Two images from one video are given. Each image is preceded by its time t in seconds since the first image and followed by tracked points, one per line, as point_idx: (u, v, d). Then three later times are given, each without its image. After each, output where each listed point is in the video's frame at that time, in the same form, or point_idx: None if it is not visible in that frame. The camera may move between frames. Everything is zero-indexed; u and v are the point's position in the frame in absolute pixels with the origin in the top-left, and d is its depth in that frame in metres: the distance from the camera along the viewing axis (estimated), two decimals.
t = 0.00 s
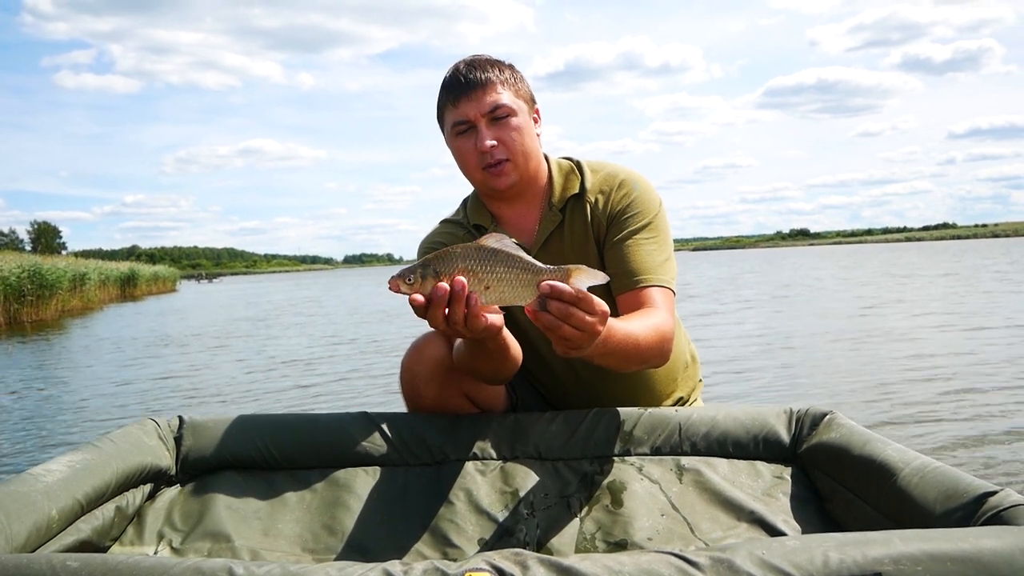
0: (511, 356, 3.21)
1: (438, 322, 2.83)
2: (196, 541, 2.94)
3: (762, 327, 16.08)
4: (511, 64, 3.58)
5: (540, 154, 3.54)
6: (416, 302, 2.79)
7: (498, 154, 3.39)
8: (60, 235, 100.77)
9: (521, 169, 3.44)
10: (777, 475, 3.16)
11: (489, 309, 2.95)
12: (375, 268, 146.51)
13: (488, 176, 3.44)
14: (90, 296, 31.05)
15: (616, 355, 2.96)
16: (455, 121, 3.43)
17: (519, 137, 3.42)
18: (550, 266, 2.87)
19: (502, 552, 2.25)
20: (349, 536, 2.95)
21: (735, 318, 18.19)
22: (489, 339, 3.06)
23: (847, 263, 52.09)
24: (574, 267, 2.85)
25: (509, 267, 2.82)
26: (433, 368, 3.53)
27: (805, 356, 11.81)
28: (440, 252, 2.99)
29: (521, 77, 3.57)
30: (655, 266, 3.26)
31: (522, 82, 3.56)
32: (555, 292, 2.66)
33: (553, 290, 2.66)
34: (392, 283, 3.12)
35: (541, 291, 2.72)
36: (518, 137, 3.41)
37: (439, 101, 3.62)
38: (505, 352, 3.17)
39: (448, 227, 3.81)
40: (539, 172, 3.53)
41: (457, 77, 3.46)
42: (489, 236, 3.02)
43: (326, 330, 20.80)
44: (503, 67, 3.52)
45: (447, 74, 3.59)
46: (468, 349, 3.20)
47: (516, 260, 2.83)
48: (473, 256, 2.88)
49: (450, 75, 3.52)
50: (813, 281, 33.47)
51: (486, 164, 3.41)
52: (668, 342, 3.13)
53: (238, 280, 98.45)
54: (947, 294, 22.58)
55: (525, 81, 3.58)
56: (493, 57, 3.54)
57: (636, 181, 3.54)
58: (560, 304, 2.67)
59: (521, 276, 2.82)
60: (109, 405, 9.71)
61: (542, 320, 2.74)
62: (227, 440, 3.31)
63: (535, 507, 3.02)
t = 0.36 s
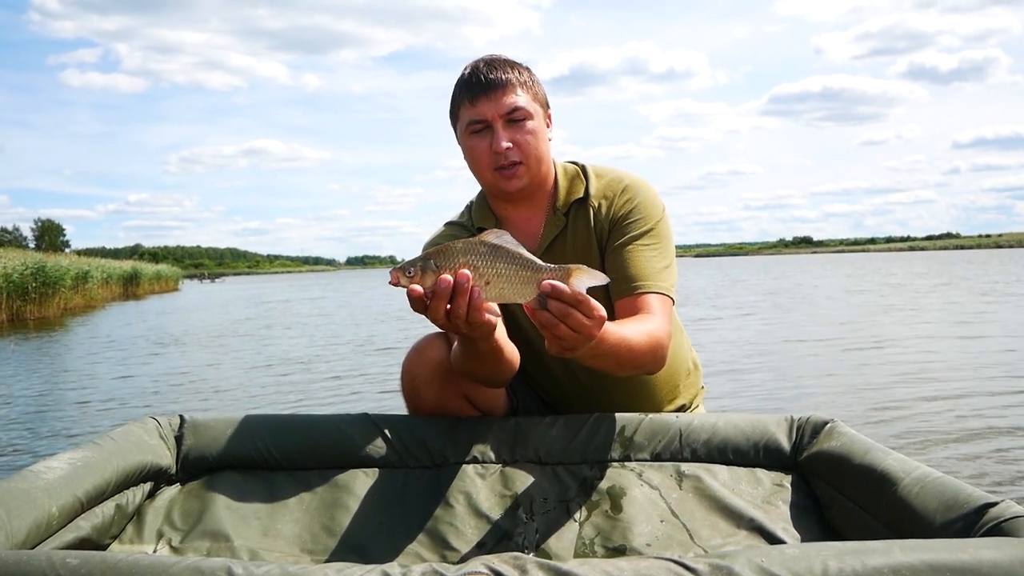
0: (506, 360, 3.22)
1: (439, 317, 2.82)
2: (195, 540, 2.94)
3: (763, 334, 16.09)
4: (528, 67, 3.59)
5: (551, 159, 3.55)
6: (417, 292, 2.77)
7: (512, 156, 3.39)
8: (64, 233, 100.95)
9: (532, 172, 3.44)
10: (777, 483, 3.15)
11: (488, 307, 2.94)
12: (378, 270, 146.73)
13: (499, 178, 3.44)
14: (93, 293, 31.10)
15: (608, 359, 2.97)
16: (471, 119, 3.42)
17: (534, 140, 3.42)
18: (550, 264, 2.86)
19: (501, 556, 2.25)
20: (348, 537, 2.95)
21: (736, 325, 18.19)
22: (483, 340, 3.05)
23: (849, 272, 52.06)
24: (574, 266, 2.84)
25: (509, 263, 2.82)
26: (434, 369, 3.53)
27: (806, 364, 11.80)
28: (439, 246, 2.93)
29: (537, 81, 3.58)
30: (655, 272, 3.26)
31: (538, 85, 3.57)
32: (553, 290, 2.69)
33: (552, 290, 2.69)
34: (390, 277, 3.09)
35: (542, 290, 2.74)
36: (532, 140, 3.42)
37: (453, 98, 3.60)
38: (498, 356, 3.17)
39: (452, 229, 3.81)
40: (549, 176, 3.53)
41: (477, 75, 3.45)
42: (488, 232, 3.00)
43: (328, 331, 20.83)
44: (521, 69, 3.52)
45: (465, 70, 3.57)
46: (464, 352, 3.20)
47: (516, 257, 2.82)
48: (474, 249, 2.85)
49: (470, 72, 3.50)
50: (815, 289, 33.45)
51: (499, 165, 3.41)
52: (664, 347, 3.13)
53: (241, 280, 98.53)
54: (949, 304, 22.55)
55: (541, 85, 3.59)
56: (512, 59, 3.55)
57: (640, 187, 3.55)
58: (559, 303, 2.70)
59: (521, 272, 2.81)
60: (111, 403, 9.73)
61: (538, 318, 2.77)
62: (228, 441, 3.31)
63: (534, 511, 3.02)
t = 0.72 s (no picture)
0: (502, 362, 3.22)
1: (436, 323, 2.80)
2: (193, 538, 2.94)
3: (764, 336, 16.07)
4: (551, 67, 3.57)
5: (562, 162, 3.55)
6: (412, 302, 2.76)
7: (526, 155, 3.38)
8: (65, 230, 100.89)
9: (544, 174, 3.44)
10: (776, 485, 3.15)
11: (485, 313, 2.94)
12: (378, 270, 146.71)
13: (511, 175, 3.43)
14: (93, 290, 31.08)
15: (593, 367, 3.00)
16: (490, 113, 3.39)
17: (549, 142, 3.41)
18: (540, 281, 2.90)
19: (499, 556, 2.25)
20: (347, 536, 2.95)
21: (737, 327, 18.16)
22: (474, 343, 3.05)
23: (849, 274, 52.00)
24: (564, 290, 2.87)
25: (500, 274, 2.83)
26: (432, 369, 3.53)
27: (807, 367, 11.78)
28: (431, 255, 2.93)
29: (557, 83, 3.57)
30: (648, 277, 3.26)
31: (558, 86, 3.56)
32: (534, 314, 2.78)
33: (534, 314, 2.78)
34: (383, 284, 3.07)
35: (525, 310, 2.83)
36: (548, 142, 3.41)
37: (472, 87, 3.56)
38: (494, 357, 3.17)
39: (452, 228, 3.81)
40: (559, 178, 3.54)
41: (501, 69, 3.42)
42: (482, 241, 3.00)
43: (328, 330, 20.80)
44: (543, 68, 3.50)
45: (488, 61, 3.53)
46: (458, 354, 3.20)
47: (508, 269, 2.84)
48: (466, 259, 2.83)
49: (494, 64, 3.47)
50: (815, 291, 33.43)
51: (512, 162, 3.40)
52: (649, 355, 3.12)
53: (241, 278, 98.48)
54: (949, 308, 22.53)
55: (561, 87, 3.58)
56: (537, 58, 3.53)
57: (642, 190, 3.55)
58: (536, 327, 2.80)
59: (510, 286, 2.84)
60: (110, 400, 9.72)
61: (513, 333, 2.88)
62: (227, 439, 3.31)
63: (532, 511, 3.03)
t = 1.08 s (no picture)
0: (500, 360, 3.21)
1: (434, 321, 2.79)
2: (192, 535, 2.94)
3: (763, 336, 16.08)
4: (566, 69, 3.57)
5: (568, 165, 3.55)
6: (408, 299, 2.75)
7: (534, 155, 3.37)
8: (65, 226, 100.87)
9: (550, 175, 3.44)
10: (775, 485, 3.15)
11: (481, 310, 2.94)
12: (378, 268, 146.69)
13: (516, 174, 3.42)
14: (93, 287, 31.06)
15: (590, 365, 2.98)
16: (501, 109, 3.38)
17: (558, 144, 3.41)
18: (534, 272, 2.88)
19: (499, 555, 2.25)
20: (346, 534, 2.95)
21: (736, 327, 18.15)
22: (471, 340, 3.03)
23: (848, 275, 52.00)
24: (557, 278, 2.86)
25: (496, 270, 2.82)
26: (431, 367, 3.52)
27: (805, 367, 11.79)
28: (426, 253, 2.93)
29: (571, 86, 3.57)
30: (649, 279, 3.26)
31: (572, 89, 3.55)
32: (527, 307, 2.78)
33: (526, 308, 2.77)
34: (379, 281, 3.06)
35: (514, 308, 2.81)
36: (557, 144, 3.41)
37: (486, 80, 3.54)
38: (491, 353, 3.15)
39: (453, 225, 3.80)
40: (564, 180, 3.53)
41: (517, 66, 3.41)
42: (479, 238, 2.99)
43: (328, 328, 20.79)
44: (560, 69, 3.49)
45: (505, 56, 3.52)
46: (456, 351, 3.19)
47: (503, 265, 2.83)
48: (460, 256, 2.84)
49: (510, 60, 3.46)
50: (814, 292, 33.43)
51: (519, 161, 3.39)
52: (649, 355, 3.12)
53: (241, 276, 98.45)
54: (948, 309, 22.54)
55: (574, 90, 3.58)
56: (553, 58, 3.52)
57: (645, 193, 3.56)
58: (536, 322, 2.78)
59: (506, 281, 2.83)
60: (110, 396, 9.72)
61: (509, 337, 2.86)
62: (226, 436, 3.31)
63: (531, 510, 3.02)
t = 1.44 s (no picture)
0: (498, 355, 3.22)
1: (434, 311, 2.78)
2: (190, 530, 2.94)
3: (762, 338, 16.10)
4: (567, 67, 3.56)
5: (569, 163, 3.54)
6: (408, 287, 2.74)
7: (536, 153, 3.37)
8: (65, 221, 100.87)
9: (552, 173, 3.43)
10: (773, 486, 3.15)
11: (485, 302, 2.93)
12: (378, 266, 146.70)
13: (518, 173, 3.42)
14: (93, 282, 31.07)
15: (594, 362, 2.95)
16: (502, 108, 3.38)
17: (560, 143, 3.41)
18: (534, 261, 2.91)
19: (498, 552, 2.25)
20: (343, 530, 2.95)
21: (735, 328, 18.17)
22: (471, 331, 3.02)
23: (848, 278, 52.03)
24: (557, 267, 2.89)
25: (496, 260, 2.84)
26: (431, 365, 3.52)
27: (804, 369, 11.79)
28: (425, 243, 2.92)
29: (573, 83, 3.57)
30: (653, 279, 3.26)
31: (573, 86, 3.55)
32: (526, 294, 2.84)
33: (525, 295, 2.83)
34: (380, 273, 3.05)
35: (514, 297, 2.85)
36: (558, 142, 3.40)
37: (486, 80, 3.55)
38: (490, 345, 3.15)
39: (454, 223, 3.79)
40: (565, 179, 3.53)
41: (518, 64, 3.41)
42: (477, 228, 2.99)
43: (327, 325, 20.80)
44: (560, 67, 3.49)
45: (506, 54, 3.52)
46: (457, 346, 3.19)
47: (503, 254, 2.85)
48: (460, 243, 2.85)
49: (511, 58, 3.46)
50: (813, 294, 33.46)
51: (520, 159, 3.39)
52: (654, 355, 3.12)
53: (240, 272, 98.44)
54: (946, 313, 22.56)
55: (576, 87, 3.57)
56: (554, 56, 3.51)
57: (648, 193, 3.56)
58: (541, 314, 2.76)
59: (507, 270, 2.85)
60: (108, 392, 9.73)
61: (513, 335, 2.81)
62: (225, 432, 3.31)
63: (529, 509, 3.03)
